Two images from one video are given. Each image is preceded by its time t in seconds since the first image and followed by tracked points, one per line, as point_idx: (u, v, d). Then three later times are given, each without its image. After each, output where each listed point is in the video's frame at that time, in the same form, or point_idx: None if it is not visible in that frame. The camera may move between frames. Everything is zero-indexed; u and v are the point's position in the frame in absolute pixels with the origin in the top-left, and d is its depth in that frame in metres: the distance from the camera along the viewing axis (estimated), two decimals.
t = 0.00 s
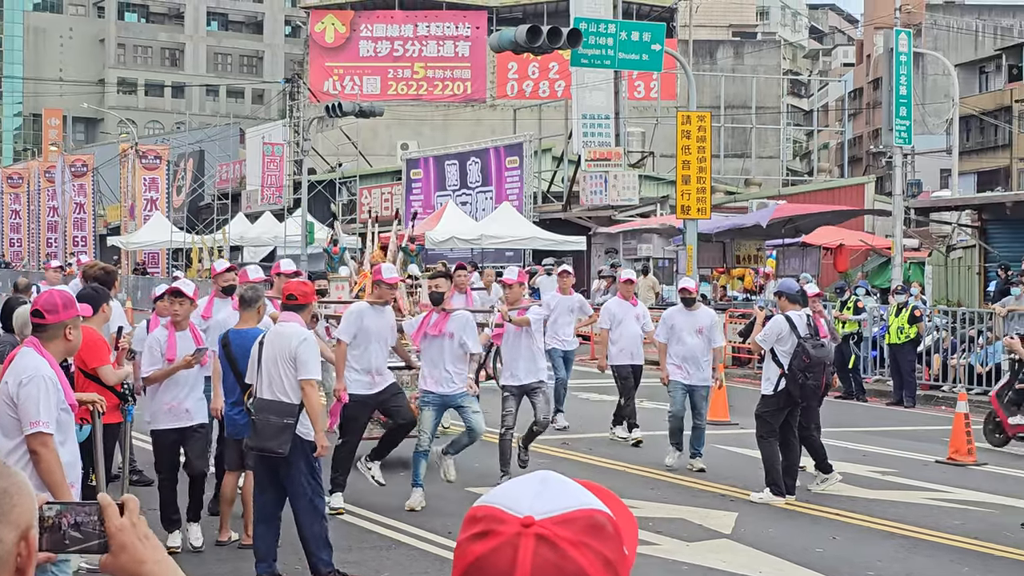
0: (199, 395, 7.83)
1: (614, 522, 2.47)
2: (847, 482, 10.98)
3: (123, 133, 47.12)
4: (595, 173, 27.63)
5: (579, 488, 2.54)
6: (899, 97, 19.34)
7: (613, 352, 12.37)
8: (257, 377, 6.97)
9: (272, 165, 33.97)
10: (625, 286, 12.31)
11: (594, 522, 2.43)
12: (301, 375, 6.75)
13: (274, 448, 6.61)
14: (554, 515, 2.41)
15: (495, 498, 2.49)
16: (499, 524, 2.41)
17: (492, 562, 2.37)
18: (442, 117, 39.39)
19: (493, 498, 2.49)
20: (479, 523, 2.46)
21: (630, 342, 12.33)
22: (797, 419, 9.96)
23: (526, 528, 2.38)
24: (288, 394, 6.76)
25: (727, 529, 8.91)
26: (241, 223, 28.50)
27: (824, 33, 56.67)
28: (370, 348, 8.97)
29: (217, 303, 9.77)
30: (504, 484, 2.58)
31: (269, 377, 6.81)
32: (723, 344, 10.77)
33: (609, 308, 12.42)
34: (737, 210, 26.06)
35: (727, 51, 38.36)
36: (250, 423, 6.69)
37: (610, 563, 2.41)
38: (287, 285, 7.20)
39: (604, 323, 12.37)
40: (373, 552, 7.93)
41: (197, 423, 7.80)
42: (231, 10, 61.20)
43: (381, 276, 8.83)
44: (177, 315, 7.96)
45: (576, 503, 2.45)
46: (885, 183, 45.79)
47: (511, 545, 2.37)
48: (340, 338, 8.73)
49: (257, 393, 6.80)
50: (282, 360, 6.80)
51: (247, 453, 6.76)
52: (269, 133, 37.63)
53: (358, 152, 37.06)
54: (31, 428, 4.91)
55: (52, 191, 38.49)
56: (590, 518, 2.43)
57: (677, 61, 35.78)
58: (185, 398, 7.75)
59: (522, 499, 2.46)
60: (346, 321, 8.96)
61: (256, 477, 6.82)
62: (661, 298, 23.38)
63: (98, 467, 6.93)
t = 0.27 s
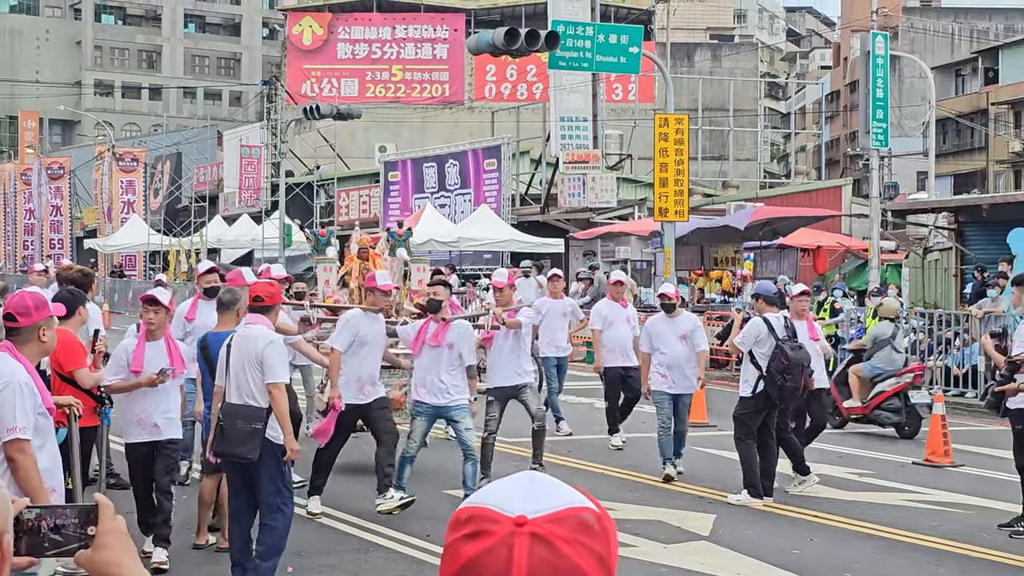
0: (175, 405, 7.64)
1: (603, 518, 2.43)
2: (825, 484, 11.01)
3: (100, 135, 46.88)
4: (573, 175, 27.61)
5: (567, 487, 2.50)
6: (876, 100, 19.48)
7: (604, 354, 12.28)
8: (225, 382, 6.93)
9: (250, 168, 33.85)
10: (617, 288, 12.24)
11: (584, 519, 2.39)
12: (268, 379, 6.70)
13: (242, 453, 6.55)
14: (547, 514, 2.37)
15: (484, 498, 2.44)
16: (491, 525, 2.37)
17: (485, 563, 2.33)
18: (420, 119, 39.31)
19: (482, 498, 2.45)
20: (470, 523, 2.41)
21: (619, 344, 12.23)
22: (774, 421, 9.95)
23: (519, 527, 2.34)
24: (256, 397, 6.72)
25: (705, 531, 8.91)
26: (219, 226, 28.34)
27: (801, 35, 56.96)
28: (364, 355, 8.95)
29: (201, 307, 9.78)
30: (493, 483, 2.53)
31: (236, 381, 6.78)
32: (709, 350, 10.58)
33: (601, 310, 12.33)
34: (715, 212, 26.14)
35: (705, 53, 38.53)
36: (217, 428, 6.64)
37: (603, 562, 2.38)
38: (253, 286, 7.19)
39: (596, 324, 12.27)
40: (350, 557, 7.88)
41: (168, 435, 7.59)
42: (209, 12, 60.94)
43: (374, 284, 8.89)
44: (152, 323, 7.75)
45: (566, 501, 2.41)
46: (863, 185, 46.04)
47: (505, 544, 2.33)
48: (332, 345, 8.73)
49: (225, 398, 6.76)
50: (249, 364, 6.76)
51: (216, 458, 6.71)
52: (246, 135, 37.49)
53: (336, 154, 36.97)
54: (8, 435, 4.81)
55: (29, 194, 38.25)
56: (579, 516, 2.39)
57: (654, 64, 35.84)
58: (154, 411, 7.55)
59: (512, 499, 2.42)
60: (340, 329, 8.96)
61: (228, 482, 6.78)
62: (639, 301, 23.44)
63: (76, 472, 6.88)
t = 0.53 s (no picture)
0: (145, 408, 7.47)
1: (594, 516, 2.47)
2: (799, 484, 11.04)
3: (74, 135, 46.55)
4: (549, 176, 27.57)
5: (558, 485, 2.53)
6: (851, 101, 19.60)
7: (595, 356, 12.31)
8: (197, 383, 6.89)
9: (225, 168, 33.71)
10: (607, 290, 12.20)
11: (581, 516, 2.42)
12: (240, 384, 6.67)
13: (209, 456, 6.51)
14: (547, 511, 2.40)
15: (481, 496, 2.45)
16: (492, 522, 2.38)
17: (487, 560, 2.34)
18: (396, 120, 39.25)
19: (476, 496, 2.45)
20: (469, 520, 2.41)
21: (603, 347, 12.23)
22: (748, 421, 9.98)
23: (520, 524, 2.36)
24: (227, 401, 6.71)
25: (680, 531, 8.91)
26: (193, 227, 28.16)
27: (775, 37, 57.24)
28: (383, 358, 8.74)
29: (174, 310, 9.69)
30: (483, 482, 2.54)
31: (209, 384, 6.79)
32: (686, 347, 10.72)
33: (591, 311, 12.28)
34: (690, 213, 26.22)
35: (680, 54, 38.72)
36: (186, 430, 6.61)
37: (601, 559, 2.42)
38: (227, 288, 7.13)
39: (586, 326, 12.21)
40: (324, 561, 7.84)
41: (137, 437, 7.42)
42: (184, 12, 60.56)
43: (391, 285, 8.63)
44: (122, 322, 7.58)
45: (564, 499, 2.44)
46: (837, 187, 46.37)
47: (507, 541, 2.34)
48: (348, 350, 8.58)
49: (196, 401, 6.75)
50: (222, 367, 6.74)
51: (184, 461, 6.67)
52: (221, 135, 37.31)
53: (311, 155, 36.84)
54: None
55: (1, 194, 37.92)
56: (576, 512, 2.42)
57: (629, 65, 35.90)
58: (119, 412, 7.40)
59: (508, 497, 2.43)
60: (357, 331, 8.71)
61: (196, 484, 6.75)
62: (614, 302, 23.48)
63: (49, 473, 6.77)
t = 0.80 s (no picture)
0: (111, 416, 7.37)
1: (575, 508, 2.73)
2: (770, 483, 11.10)
3: (44, 133, 46.11)
4: (522, 175, 27.55)
5: (539, 481, 2.78)
6: (822, 101, 19.71)
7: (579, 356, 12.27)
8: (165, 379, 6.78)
9: (196, 166, 33.50)
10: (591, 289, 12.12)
11: (563, 511, 2.68)
12: (210, 386, 6.60)
13: (174, 457, 6.44)
14: (534, 505, 2.65)
15: (468, 492, 2.70)
16: (481, 518, 2.63)
17: (478, 554, 2.60)
18: (368, 118, 39.14)
19: (467, 491, 2.71)
20: (459, 517, 2.66)
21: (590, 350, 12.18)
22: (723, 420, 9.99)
23: (509, 518, 2.62)
24: (195, 402, 6.61)
25: (652, 529, 8.93)
26: (165, 225, 27.95)
27: (747, 36, 57.48)
28: (410, 366, 8.31)
29: (144, 306, 9.60)
30: (473, 478, 2.79)
31: (178, 382, 6.65)
32: (666, 353, 10.57)
33: (575, 312, 12.15)
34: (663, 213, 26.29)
35: (652, 54, 38.81)
36: (150, 428, 6.52)
37: (583, 549, 2.68)
38: (203, 289, 7.17)
39: (571, 326, 12.09)
40: (295, 561, 7.81)
41: (100, 443, 7.34)
42: (155, 9, 60.09)
43: (420, 289, 8.21)
44: (80, 324, 7.45)
45: (547, 495, 2.69)
46: (809, 187, 46.71)
47: (497, 537, 2.60)
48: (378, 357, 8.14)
49: (164, 398, 6.64)
50: (192, 368, 6.64)
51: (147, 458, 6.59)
52: (193, 133, 37.08)
53: (283, 153, 36.68)
54: None
55: None
56: (557, 507, 2.68)
57: (602, 64, 35.92)
58: (81, 418, 7.29)
59: (497, 491, 2.69)
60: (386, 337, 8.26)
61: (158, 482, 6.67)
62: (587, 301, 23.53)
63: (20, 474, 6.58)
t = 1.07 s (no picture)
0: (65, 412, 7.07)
1: (550, 509, 2.51)
2: (746, 482, 11.12)
3: (18, 130, 45.73)
4: (498, 173, 27.52)
5: (510, 481, 2.55)
6: (798, 100, 19.80)
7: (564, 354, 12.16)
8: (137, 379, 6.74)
9: (172, 164, 33.33)
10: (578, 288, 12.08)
11: (540, 512, 2.46)
12: (182, 385, 6.57)
13: (146, 458, 6.40)
14: (511, 505, 2.41)
15: (440, 491, 2.44)
16: (457, 519, 2.38)
17: (454, 558, 2.34)
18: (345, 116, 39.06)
19: (439, 493, 2.46)
20: (433, 519, 2.40)
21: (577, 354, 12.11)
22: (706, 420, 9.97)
23: (486, 519, 2.37)
24: (168, 402, 6.57)
25: (628, 528, 8.93)
26: (140, 223, 27.76)
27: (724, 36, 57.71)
28: (458, 361, 8.28)
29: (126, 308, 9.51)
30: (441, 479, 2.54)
31: (149, 383, 6.62)
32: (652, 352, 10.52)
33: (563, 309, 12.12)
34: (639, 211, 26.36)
35: (629, 52, 38.88)
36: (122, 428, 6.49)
37: (560, 549, 2.45)
38: (174, 285, 7.15)
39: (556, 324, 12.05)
40: (269, 561, 7.77)
41: (57, 444, 7.02)
42: (131, 6, 59.71)
43: (462, 284, 8.26)
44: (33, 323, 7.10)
45: (522, 495, 2.46)
46: (784, 185, 46.98)
47: (476, 538, 2.35)
48: (431, 357, 8.09)
49: (137, 399, 6.60)
50: (162, 367, 6.61)
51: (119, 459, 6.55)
52: (168, 131, 36.87)
53: (259, 151, 36.53)
54: None
55: None
56: (532, 508, 2.45)
57: (579, 63, 35.94)
58: (38, 420, 6.96)
59: (470, 493, 2.44)
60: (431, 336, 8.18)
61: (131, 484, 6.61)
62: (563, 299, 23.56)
63: None
